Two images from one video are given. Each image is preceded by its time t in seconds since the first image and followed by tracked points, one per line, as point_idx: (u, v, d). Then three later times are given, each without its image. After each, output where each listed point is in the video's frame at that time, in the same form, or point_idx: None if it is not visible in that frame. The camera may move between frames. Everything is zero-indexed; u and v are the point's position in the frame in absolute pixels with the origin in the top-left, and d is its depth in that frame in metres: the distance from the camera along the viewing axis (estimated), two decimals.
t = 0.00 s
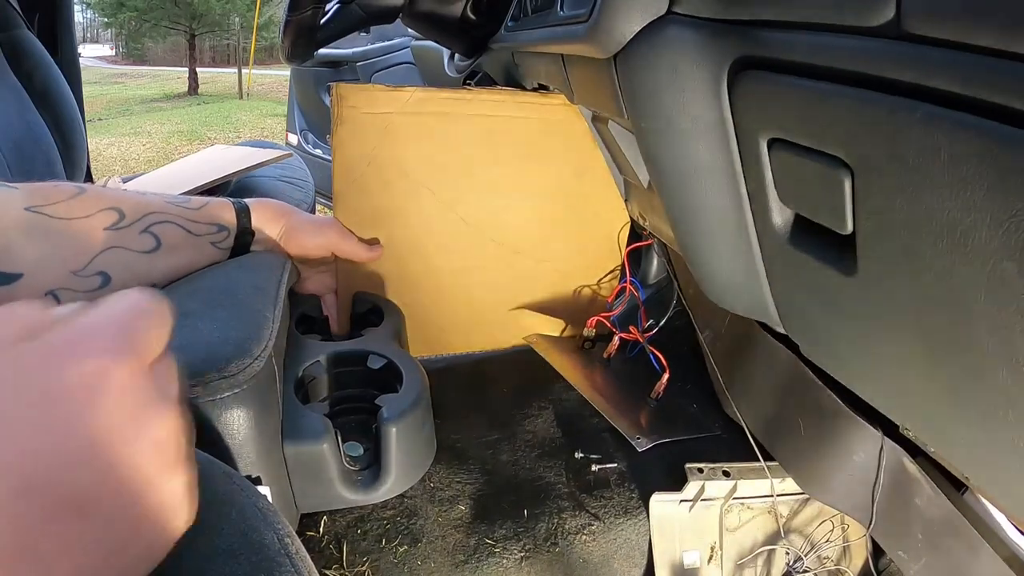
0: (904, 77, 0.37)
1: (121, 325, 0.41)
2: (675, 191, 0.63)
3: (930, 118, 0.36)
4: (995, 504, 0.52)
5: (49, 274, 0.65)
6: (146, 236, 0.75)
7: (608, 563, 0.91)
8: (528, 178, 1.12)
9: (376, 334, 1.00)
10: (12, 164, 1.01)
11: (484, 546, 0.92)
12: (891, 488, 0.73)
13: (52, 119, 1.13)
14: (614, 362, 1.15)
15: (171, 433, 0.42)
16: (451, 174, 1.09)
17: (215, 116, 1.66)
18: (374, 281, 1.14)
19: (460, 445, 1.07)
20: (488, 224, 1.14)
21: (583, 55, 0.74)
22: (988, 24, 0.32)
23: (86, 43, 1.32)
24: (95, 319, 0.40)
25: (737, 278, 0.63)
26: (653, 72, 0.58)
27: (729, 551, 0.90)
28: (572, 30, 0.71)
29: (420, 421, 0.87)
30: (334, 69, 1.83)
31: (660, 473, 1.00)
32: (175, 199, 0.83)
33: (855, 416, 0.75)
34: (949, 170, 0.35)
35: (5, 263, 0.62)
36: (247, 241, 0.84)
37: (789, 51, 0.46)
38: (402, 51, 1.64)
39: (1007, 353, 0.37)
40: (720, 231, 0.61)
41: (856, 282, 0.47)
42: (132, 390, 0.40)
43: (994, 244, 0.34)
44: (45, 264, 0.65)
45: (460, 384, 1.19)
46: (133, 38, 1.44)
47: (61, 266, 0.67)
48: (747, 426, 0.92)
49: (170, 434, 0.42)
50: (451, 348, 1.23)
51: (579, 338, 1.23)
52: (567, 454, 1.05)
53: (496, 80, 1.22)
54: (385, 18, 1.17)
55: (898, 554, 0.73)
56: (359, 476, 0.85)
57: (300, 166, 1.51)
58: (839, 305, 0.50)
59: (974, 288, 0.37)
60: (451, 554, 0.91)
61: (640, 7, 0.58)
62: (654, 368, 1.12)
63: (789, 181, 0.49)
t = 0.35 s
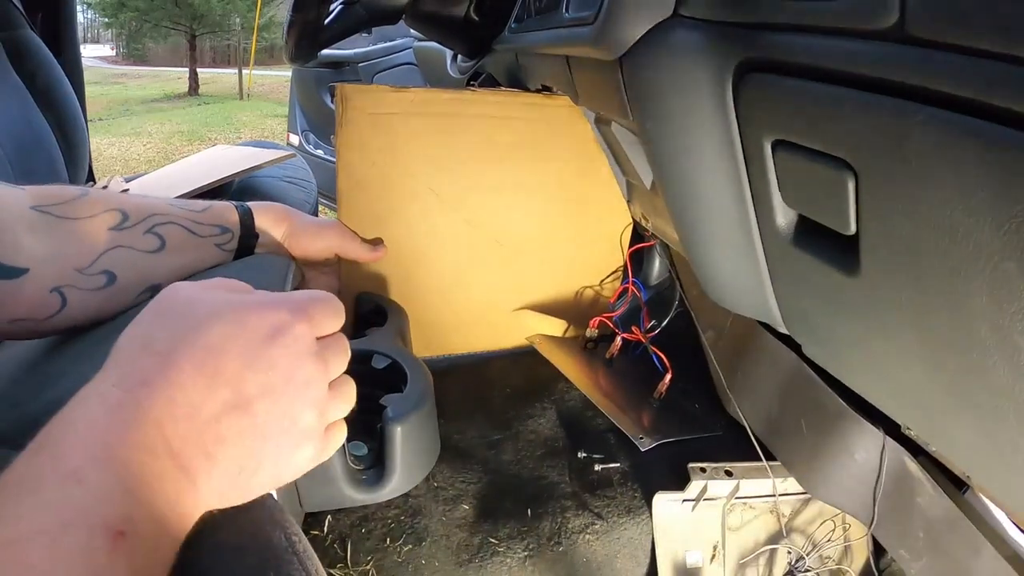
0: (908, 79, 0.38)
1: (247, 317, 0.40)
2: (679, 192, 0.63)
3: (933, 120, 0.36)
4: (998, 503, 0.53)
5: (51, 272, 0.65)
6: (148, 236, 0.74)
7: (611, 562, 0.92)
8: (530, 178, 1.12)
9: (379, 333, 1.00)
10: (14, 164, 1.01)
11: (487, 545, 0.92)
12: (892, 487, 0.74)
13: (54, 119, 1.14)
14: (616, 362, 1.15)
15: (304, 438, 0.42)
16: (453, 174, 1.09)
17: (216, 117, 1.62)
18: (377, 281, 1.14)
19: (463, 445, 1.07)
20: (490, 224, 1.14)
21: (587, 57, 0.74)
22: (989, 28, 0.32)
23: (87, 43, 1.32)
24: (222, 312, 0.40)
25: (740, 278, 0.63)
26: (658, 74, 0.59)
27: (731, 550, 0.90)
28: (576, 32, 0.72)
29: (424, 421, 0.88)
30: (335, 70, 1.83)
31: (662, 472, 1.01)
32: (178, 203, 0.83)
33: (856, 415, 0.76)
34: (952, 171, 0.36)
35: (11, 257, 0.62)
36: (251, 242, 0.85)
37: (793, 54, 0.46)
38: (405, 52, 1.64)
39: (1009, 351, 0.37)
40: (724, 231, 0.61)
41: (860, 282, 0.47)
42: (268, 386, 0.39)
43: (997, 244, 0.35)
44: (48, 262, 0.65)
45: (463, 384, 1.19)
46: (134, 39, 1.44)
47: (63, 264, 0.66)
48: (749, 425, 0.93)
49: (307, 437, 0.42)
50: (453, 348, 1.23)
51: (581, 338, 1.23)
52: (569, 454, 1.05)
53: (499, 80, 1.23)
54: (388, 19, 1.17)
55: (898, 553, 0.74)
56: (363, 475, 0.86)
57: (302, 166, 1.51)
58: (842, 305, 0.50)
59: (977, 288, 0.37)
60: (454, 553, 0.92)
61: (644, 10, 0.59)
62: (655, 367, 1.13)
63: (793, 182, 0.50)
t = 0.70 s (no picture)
0: (904, 79, 0.37)
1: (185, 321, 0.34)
2: (675, 192, 0.63)
3: (931, 121, 0.36)
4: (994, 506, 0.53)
5: (41, 262, 0.65)
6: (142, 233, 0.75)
7: (608, 564, 0.91)
8: (529, 179, 1.12)
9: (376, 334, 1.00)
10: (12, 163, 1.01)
11: (484, 547, 0.92)
12: (890, 490, 0.73)
13: (53, 119, 1.13)
14: (614, 363, 1.15)
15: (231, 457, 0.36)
16: (451, 175, 1.09)
17: (215, 117, 1.64)
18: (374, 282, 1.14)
19: (460, 446, 1.07)
20: (488, 226, 1.14)
21: (584, 58, 0.74)
22: (986, 28, 0.32)
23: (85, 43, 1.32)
24: (158, 308, 0.34)
25: (736, 281, 0.63)
26: (654, 74, 0.59)
27: (729, 552, 0.90)
28: (574, 32, 0.72)
29: (421, 422, 0.88)
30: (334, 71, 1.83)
31: (659, 474, 1.00)
32: (176, 198, 0.84)
33: (855, 418, 0.75)
34: (949, 172, 0.36)
35: None
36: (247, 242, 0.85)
37: (790, 54, 0.46)
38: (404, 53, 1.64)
39: (1008, 354, 0.37)
40: (721, 232, 0.61)
41: (856, 283, 0.47)
42: (192, 407, 0.34)
43: (994, 245, 0.35)
44: (43, 252, 0.65)
45: (460, 385, 1.19)
46: (134, 39, 1.44)
47: (55, 256, 0.66)
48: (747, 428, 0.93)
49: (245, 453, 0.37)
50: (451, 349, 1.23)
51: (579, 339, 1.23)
52: (567, 455, 1.05)
53: (497, 81, 1.23)
54: (386, 20, 1.17)
55: (897, 556, 0.73)
56: (360, 477, 0.86)
57: (300, 167, 1.51)
58: (839, 306, 0.50)
59: (974, 290, 0.37)
60: (451, 555, 0.91)
61: (640, 11, 0.59)
62: (653, 369, 1.13)
63: (789, 183, 0.50)
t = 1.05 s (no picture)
0: (904, 81, 0.37)
1: None
2: (676, 195, 0.63)
3: (930, 121, 0.36)
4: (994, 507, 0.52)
5: (35, 247, 0.71)
6: (137, 227, 0.77)
7: (608, 565, 0.91)
8: (529, 180, 1.12)
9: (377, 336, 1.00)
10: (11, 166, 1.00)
11: (483, 548, 0.92)
12: (890, 490, 0.74)
13: (53, 119, 1.13)
14: (614, 364, 1.16)
15: None
16: (451, 176, 1.09)
17: (214, 119, 1.63)
18: (374, 283, 1.14)
19: (460, 447, 1.07)
20: (489, 227, 1.14)
21: (584, 60, 0.74)
22: (986, 28, 0.32)
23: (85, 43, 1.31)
24: None
25: (737, 282, 0.63)
26: (654, 75, 0.59)
27: (728, 553, 0.91)
28: (573, 34, 0.72)
29: (420, 423, 0.88)
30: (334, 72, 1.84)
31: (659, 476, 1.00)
32: (182, 192, 0.85)
33: (855, 419, 0.76)
34: (949, 174, 0.36)
35: None
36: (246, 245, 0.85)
37: (789, 56, 0.46)
38: (403, 54, 1.64)
39: (1008, 356, 0.37)
40: (721, 235, 0.61)
41: (856, 285, 0.47)
42: None
43: (994, 247, 0.35)
44: (35, 239, 0.70)
45: (460, 387, 1.19)
46: (134, 39, 1.44)
47: (50, 241, 0.72)
48: (747, 430, 0.93)
49: None
50: (451, 351, 1.23)
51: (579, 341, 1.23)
52: (567, 456, 1.05)
53: (497, 82, 1.23)
54: (386, 21, 1.17)
55: (897, 557, 0.73)
56: (360, 478, 0.85)
57: (300, 168, 1.51)
58: (838, 307, 0.50)
59: (973, 291, 0.37)
60: (451, 556, 0.91)
61: (639, 12, 0.59)
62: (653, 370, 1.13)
63: (789, 184, 0.50)
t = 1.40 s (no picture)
0: (904, 83, 0.37)
1: None
2: (675, 196, 0.63)
3: (930, 124, 0.36)
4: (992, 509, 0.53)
5: (37, 245, 0.71)
6: (138, 227, 0.77)
7: (607, 566, 0.92)
8: (528, 181, 1.12)
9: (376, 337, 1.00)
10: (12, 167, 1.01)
11: (482, 549, 0.92)
12: (889, 492, 0.74)
13: (53, 118, 1.13)
14: (613, 366, 1.16)
15: None
16: (451, 177, 1.09)
17: (214, 119, 1.63)
18: (374, 284, 1.14)
19: (459, 449, 1.07)
20: (488, 228, 1.14)
21: (584, 62, 0.74)
22: (986, 31, 0.32)
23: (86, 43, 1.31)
24: None
25: (736, 284, 0.63)
26: (654, 76, 0.59)
27: (727, 556, 0.91)
28: (573, 35, 0.72)
29: (419, 423, 0.88)
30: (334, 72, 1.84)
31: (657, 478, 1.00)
32: (185, 191, 0.85)
33: (855, 422, 0.75)
34: (949, 178, 0.36)
35: None
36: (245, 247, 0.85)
37: (790, 59, 0.46)
38: (403, 55, 1.64)
39: (1007, 358, 0.37)
40: (721, 237, 0.61)
41: (855, 287, 0.47)
42: None
43: (993, 250, 0.35)
44: (38, 238, 0.71)
45: (460, 388, 1.19)
46: (134, 39, 1.43)
47: (53, 239, 0.72)
48: (746, 432, 0.93)
49: None
50: (451, 351, 1.23)
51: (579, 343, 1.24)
52: (566, 458, 1.05)
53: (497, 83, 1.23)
54: (386, 22, 1.17)
55: (894, 558, 0.73)
56: (359, 479, 0.85)
57: (299, 168, 1.51)
58: (837, 310, 0.50)
59: (972, 294, 0.37)
60: (450, 557, 0.91)
61: (639, 14, 0.59)
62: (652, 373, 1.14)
63: (789, 187, 0.50)
